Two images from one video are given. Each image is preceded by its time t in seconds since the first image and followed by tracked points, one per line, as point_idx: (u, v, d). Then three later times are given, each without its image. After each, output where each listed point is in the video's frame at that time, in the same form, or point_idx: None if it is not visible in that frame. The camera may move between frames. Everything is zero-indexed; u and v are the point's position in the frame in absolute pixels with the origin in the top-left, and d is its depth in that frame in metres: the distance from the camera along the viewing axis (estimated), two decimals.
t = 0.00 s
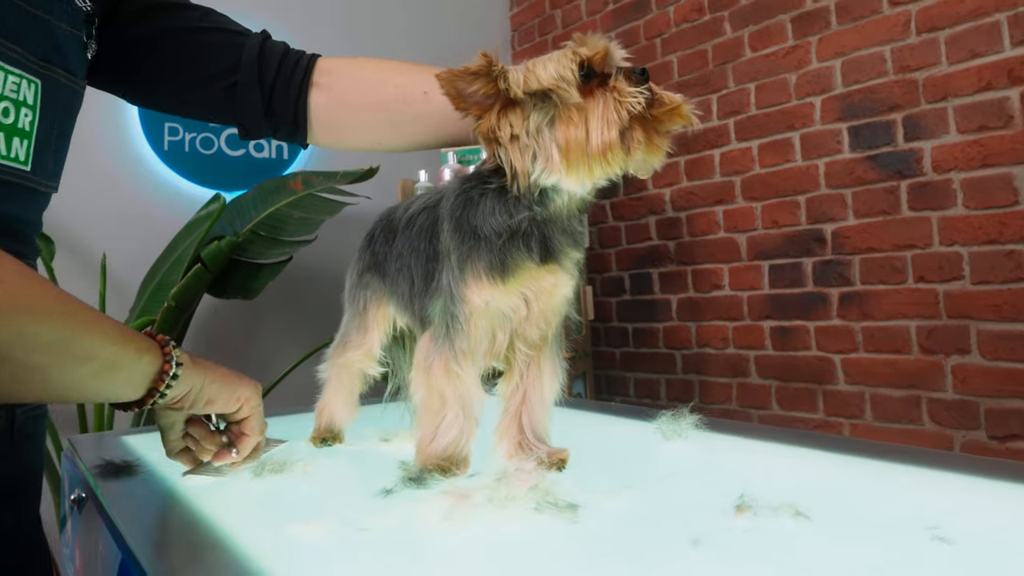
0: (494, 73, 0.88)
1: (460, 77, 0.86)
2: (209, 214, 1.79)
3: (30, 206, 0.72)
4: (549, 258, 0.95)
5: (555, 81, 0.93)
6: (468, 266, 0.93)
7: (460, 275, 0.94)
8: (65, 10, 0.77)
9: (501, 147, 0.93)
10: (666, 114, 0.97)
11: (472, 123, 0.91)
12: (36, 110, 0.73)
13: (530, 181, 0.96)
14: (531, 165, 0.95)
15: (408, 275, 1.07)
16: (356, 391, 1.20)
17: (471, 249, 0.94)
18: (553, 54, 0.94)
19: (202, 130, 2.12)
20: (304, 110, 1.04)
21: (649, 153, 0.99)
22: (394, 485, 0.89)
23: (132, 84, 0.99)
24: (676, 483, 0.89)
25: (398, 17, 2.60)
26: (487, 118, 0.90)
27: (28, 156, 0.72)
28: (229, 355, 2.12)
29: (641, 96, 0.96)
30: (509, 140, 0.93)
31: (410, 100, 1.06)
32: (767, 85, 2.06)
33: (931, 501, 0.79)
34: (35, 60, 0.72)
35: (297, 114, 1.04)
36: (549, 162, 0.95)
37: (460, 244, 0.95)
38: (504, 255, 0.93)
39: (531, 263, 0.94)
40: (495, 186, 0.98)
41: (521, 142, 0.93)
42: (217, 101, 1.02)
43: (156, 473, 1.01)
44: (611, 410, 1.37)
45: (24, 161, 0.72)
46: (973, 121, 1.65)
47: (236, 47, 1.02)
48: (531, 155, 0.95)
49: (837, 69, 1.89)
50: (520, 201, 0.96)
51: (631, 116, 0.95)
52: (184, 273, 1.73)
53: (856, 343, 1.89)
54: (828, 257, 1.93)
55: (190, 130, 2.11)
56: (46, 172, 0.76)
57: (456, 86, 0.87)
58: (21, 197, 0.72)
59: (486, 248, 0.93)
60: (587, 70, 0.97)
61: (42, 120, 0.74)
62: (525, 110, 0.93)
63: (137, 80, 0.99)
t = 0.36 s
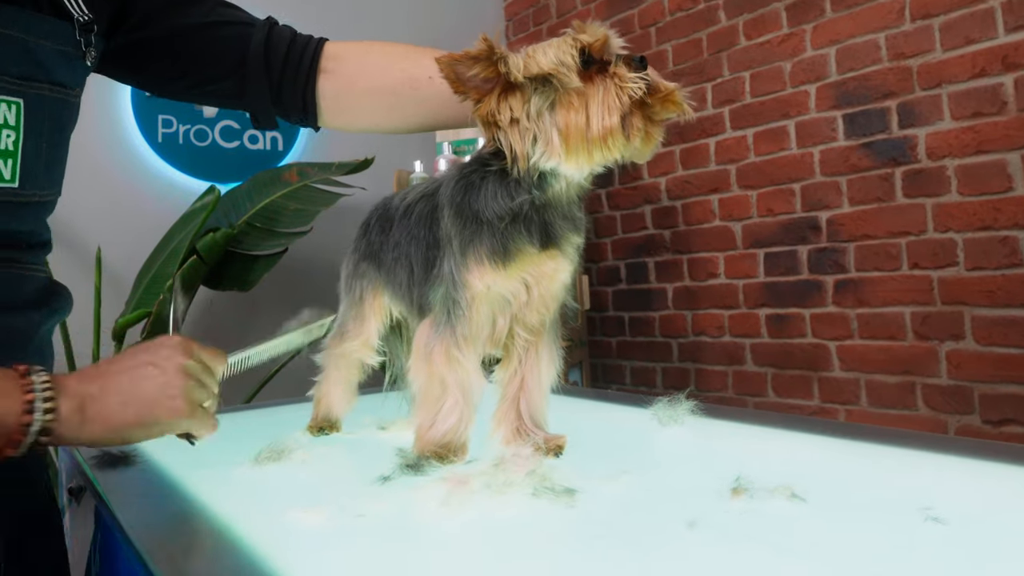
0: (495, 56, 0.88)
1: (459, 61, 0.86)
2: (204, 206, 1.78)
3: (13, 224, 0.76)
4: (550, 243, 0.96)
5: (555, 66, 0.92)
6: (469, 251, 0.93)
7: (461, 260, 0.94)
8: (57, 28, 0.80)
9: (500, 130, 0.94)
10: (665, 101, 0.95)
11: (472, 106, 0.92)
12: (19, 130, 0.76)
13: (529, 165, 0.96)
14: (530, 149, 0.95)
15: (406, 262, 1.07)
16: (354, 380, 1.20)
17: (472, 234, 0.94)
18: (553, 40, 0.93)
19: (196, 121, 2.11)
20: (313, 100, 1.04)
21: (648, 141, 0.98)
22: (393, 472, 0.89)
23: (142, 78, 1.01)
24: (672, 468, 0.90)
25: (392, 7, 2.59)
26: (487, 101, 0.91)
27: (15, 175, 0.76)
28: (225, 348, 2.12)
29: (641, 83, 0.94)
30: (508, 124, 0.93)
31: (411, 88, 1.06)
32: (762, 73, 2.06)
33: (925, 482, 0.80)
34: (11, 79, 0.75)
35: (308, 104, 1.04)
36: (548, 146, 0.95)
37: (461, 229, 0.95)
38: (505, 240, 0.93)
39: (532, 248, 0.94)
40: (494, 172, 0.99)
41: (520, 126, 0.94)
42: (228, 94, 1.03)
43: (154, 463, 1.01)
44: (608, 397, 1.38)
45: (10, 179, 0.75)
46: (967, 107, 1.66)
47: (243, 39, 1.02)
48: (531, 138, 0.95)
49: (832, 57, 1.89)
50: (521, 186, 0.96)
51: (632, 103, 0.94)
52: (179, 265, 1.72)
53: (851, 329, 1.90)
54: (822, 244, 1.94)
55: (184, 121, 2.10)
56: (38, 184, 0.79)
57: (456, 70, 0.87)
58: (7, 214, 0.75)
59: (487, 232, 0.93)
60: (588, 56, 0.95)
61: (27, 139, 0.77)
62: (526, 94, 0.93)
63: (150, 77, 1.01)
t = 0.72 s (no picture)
0: (486, 59, 0.90)
1: (455, 64, 0.89)
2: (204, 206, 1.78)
3: (37, 252, 0.94)
4: (553, 242, 0.96)
5: (543, 65, 0.92)
6: (473, 252, 0.93)
7: (465, 260, 0.94)
8: (80, 61, 0.94)
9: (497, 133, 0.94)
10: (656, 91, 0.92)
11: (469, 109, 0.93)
12: (47, 161, 0.92)
13: (527, 165, 0.95)
14: (525, 149, 0.94)
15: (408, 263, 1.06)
16: (356, 380, 1.21)
17: (476, 234, 0.94)
18: (543, 40, 0.94)
19: (196, 122, 2.11)
20: (335, 100, 1.10)
21: (642, 133, 0.95)
22: (395, 473, 0.89)
23: (178, 80, 1.11)
24: (673, 469, 0.90)
25: (392, 7, 2.58)
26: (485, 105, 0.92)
27: (46, 204, 0.93)
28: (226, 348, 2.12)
29: (629, 74, 0.91)
30: (503, 125, 0.93)
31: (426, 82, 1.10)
32: (761, 73, 2.06)
33: (927, 483, 0.80)
34: (40, 115, 0.90)
35: (329, 104, 1.10)
36: (541, 146, 0.93)
37: (465, 230, 0.95)
38: (509, 239, 0.93)
39: (536, 248, 0.94)
40: (496, 171, 0.98)
41: (514, 127, 0.93)
42: (256, 97, 1.11)
43: (156, 464, 1.01)
44: (609, 398, 1.38)
45: (43, 209, 0.93)
46: (967, 107, 1.66)
47: (266, 47, 1.08)
48: (525, 139, 0.94)
49: (832, 56, 1.89)
50: (523, 185, 0.96)
51: (620, 96, 0.92)
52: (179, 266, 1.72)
53: (851, 330, 1.90)
54: (823, 244, 1.94)
55: (184, 122, 2.09)
56: (66, 208, 0.97)
57: (453, 73, 0.89)
58: (36, 238, 0.93)
59: (490, 232, 0.93)
60: (577, 52, 0.94)
61: (54, 168, 0.93)
62: (517, 94, 0.93)
63: (190, 86, 1.12)
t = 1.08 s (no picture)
0: (484, 65, 0.91)
1: (456, 73, 0.90)
2: (204, 210, 1.80)
3: (38, 255, 0.93)
4: (555, 248, 0.96)
5: (541, 67, 0.92)
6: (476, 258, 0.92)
7: (468, 266, 0.92)
8: (87, 61, 0.94)
9: (500, 137, 0.95)
10: (655, 85, 0.91)
11: (472, 117, 0.94)
12: (53, 162, 0.92)
13: (529, 169, 0.95)
14: (527, 153, 0.94)
15: (411, 266, 1.04)
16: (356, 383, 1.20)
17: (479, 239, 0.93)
18: (541, 43, 0.94)
19: (196, 125, 2.11)
20: (340, 102, 1.10)
21: (643, 130, 0.94)
22: (395, 479, 0.90)
23: (185, 83, 1.12)
24: (676, 473, 0.90)
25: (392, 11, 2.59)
26: (484, 110, 0.92)
27: (52, 206, 0.93)
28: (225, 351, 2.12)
29: (626, 69, 0.91)
30: (504, 130, 0.93)
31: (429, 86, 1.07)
32: (761, 76, 2.06)
33: (928, 486, 0.80)
34: (48, 116, 0.90)
35: (334, 106, 1.10)
36: (542, 149, 0.93)
37: (468, 235, 0.94)
38: (512, 247, 0.93)
39: (538, 254, 0.94)
40: (499, 175, 0.97)
41: (515, 132, 0.93)
42: (261, 100, 1.12)
43: (157, 468, 1.01)
44: (610, 402, 1.38)
45: (47, 211, 0.92)
46: (967, 110, 1.66)
47: (273, 49, 1.09)
48: (526, 142, 0.94)
49: (832, 60, 1.89)
50: (526, 191, 0.96)
51: (619, 92, 0.91)
52: (179, 269, 1.71)
53: (851, 333, 1.90)
54: (823, 247, 1.94)
55: (184, 125, 2.10)
56: (71, 208, 0.97)
57: (456, 82, 0.91)
58: (41, 239, 0.93)
59: (494, 240, 0.93)
60: (575, 52, 0.94)
61: (59, 168, 0.93)
62: (516, 99, 0.93)
63: (194, 87, 1.12)
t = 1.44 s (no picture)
0: (482, 65, 0.90)
1: (454, 74, 0.88)
2: (203, 211, 1.77)
3: (31, 258, 0.92)
4: (553, 248, 0.94)
5: (537, 66, 0.93)
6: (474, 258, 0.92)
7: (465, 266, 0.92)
8: (81, 57, 0.92)
9: (496, 138, 0.94)
10: (652, 84, 0.90)
11: (469, 118, 0.93)
12: (48, 161, 0.90)
13: (525, 169, 0.94)
14: (522, 153, 0.94)
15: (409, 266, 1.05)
16: (355, 383, 1.20)
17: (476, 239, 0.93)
18: (538, 43, 0.94)
19: (193, 126, 2.11)
20: (336, 101, 1.10)
21: (638, 128, 0.92)
22: (395, 479, 0.89)
23: (180, 80, 1.11)
24: (676, 473, 0.90)
25: (390, 11, 2.59)
26: (481, 111, 0.92)
27: (47, 205, 0.91)
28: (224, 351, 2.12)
29: (621, 66, 0.91)
30: (500, 130, 0.93)
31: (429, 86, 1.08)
32: (760, 76, 2.06)
33: (926, 486, 0.80)
34: (43, 113, 0.89)
35: (331, 105, 1.10)
36: (537, 147, 0.93)
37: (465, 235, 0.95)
38: (508, 247, 0.92)
39: (535, 254, 0.93)
40: (496, 175, 0.97)
41: (511, 132, 0.93)
42: (258, 99, 1.12)
43: (156, 470, 1.01)
44: (609, 402, 1.37)
45: (43, 211, 0.91)
46: (966, 110, 1.66)
47: (271, 47, 1.09)
48: (521, 142, 0.94)
49: (830, 60, 1.90)
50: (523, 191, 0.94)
51: (613, 89, 0.90)
52: (179, 270, 1.71)
53: (850, 332, 1.90)
54: (821, 247, 1.94)
55: (182, 125, 2.09)
56: (65, 208, 0.95)
57: (453, 84, 0.89)
58: (32, 241, 0.91)
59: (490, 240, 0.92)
60: (572, 52, 0.95)
61: (55, 167, 0.92)
62: (512, 99, 0.93)
63: (191, 84, 1.11)
